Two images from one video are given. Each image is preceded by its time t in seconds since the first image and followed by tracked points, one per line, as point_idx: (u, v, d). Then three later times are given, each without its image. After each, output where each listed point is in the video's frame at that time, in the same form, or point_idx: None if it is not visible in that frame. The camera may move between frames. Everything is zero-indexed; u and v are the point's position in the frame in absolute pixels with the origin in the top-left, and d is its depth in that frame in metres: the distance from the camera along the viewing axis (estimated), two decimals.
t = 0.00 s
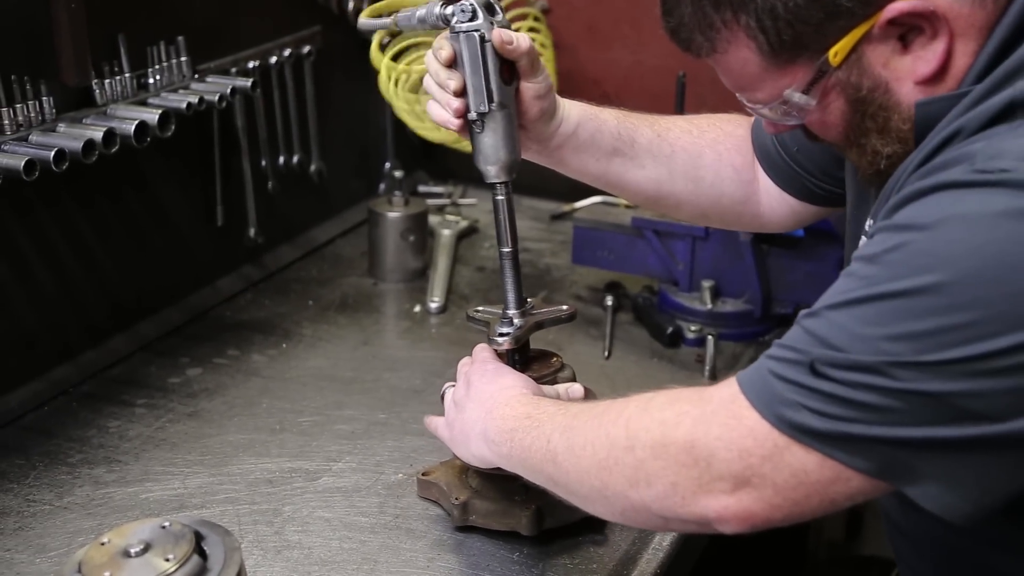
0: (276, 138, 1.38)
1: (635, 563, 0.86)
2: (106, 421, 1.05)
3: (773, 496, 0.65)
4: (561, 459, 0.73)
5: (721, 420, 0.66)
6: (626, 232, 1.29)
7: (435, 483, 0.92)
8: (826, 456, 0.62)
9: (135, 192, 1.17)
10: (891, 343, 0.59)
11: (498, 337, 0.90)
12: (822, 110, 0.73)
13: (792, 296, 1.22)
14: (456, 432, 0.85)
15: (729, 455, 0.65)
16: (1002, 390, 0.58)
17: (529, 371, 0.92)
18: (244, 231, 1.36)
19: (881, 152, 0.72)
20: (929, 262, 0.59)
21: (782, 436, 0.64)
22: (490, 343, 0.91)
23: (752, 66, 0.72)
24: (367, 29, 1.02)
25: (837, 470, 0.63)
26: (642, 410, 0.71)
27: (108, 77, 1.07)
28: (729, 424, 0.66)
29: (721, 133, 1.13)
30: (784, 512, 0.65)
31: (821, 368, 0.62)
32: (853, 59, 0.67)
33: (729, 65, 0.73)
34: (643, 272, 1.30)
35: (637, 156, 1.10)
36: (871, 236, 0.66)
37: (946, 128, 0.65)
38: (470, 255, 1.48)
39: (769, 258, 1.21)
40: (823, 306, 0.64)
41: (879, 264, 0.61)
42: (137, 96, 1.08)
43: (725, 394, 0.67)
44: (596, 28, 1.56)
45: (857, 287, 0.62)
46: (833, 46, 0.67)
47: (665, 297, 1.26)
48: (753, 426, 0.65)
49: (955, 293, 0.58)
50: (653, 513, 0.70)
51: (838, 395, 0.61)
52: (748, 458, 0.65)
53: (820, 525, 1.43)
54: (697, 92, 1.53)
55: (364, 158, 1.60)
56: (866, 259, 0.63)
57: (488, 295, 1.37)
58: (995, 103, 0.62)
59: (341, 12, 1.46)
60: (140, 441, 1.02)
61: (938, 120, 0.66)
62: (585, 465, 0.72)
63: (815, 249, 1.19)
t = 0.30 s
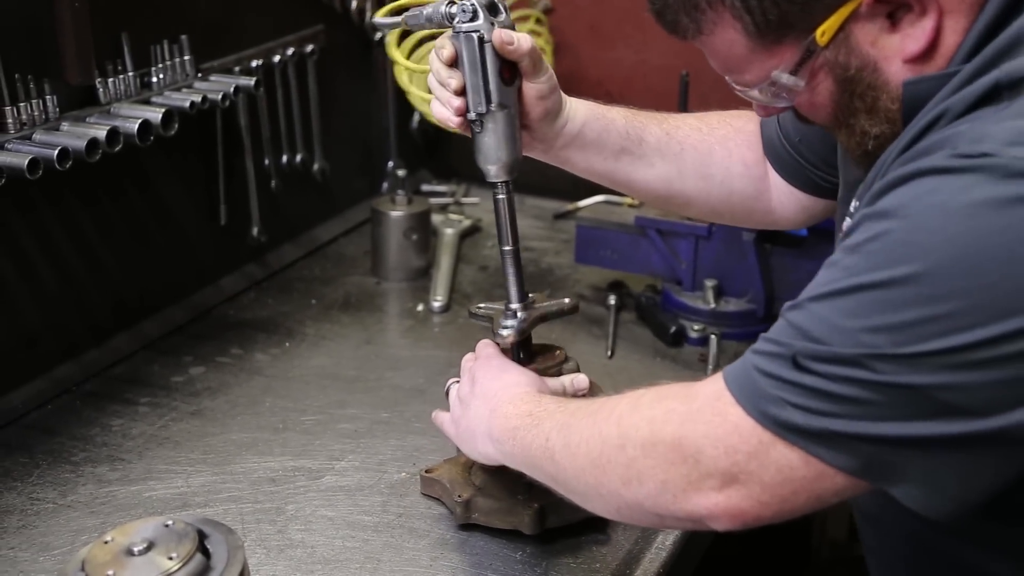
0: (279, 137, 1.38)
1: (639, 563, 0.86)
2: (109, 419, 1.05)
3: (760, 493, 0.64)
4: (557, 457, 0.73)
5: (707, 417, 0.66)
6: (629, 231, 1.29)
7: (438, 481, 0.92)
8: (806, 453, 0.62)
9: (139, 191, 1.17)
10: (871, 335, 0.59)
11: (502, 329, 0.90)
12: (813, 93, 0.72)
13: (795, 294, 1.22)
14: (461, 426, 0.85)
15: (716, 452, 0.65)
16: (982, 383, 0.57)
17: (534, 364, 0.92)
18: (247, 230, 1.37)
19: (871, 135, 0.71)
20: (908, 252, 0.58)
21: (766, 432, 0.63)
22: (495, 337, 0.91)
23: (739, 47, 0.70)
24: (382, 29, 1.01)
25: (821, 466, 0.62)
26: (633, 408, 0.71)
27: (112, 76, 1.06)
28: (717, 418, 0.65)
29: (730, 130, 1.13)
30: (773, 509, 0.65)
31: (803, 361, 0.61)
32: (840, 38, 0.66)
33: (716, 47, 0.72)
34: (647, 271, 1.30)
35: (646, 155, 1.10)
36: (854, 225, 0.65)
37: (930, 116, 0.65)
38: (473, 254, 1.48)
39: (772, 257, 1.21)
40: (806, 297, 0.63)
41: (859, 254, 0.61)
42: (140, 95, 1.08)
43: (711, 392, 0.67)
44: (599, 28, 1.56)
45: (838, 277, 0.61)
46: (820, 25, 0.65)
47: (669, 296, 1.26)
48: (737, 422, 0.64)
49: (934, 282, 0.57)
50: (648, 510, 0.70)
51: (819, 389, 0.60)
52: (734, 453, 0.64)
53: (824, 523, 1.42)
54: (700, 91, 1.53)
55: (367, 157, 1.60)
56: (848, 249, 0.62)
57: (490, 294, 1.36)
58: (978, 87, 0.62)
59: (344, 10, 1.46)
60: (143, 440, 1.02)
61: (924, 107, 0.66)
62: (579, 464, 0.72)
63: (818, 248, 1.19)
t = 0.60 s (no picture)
0: (283, 134, 1.38)
1: (642, 561, 0.86)
2: (113, 417, 1.06)
3: (744, 491, 0.64)
4: (546, 449, 0.73)
5: (689, 413, 0.65)
6: (634, 230, 1.29)
7: (441, 483, 0.92)
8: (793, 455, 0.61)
9: (143, 188, 1.17)
10: (856, 330, 0.57)
11: (503, 314, 0.88)
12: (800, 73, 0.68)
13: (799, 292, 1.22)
14: (456, 416, 0.85)
15: (698, 449, 0.64)
16: (968, 380, 0.56)
17: (534, 353, 0.92)
18: (252, 228, 1.37)
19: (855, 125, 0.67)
20: (893, 245, 0.56)
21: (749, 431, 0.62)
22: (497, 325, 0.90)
23: (729, 20, 0.69)
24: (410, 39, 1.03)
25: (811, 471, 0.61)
26: (617, 401, 0.70)
27: (116, 74, 1.07)
28: (702, 413, 0.64)
29: (747, 130, 1.11)
30: (756, 505, 0.64)
31: (788, 356, 0.60)
32: (830, 16, 0.62)
33: (708, 20, 0.71)
34: (650, 269, 1.30)
35: (662, 157, 1.09)
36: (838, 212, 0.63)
37: (918, 100, 0.63)
38: (476, 253, 1.48)
39: (776, 256, 1.21)
40: (792, 289, 0.62)
41: (843, 245, 0.59)
42: (145, 93, 1.08)
43: (693, 388, 0.66)
44: (604, 26, 1.56)
45: (822, 269, 0.60)
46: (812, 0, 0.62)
47: (674, 295, 1.25)
48: (720, 419, 0.63)
49: (920, 277, 0.55)
50: (633, 504, 0.69)
51: (805, 385, 0.59)
52: (718, 450, 0.63)
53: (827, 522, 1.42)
54: (704, 90, 1.53)
55: (371, 156, 1.60)
56: (831, 239, 0.61)
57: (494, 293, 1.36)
58: (971, 71, 0.60)
59: (348, 9, 1.46)
60: (148, 438, 1.02)
61: (914, 92, 0.63)
62: (567, 456, 0.72)
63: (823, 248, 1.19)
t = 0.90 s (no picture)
0: (286, 133, 1.38)
1: (646, 559, 0.86)
2: (116, 416, 1.06)
3: (759, 466, 0.62)
4: (568, 444, 0.73)
5: (700, 391, 0.63)
6: (636, 229, 1.29)
7: (444, 482, 0.92)
8: (797, 430, 0.60)
9: (146, 187, 1.17)
10: (872, 296, 0.56)
11: (516, 316, 0.88)
12: None
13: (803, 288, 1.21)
14: (479, 426, 0.84)
15: (711, 426, 0.63)
16: (982, 352, 0.55)
17: (541, 354, 0.91)
18: (254, 227, 1.37)
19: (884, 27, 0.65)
20: (911, 208, 0.55)
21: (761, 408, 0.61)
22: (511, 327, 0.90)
23: None
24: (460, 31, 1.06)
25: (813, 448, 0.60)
26: (629, 386, 0.70)
27: (120, 73, 1.07)
28: (713, 392, 0.63)
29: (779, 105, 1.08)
30: (772, 480, 0.62)
31: (803, 325, 0.58)
32: None
33: None
34: (653, 269, 1.30)
35: (694, 131, 1.08)
36: (851, 173, 0.62)
37: (939, 58, 0.61)
38: (479, 252, 1.48)
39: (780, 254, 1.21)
40: (807, 253, 0.60)
41: (859, 207, 0.58)
42: (148, 91, 1.08)
43: (701, 369, 0.64)
44: (607, 26, 1.56)
45: (837, 234, 0.58)
46: None
47: (675, 294, 1.26)
48: (733, 395, 0.62)
49: (938, 243, 0.54)
50: (655, 489, 0.68)
51: (818, 355, 0.58)
52: (731, 427, 0.62)
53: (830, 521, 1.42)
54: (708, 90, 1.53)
55: (374, 154, 1.60)
56: (846, 201, 0.59)
57: (497, 292, 1.36)
58: (1001, 26, 0.58)
59: (350, 7, 1.46)
60: (151, 436, 1.02)
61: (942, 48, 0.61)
62: (587, 444, 0.71)
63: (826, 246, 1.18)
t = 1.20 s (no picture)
0: (288, 130, 1.38)
1: (648, 556, 0.86)
2: (118, 412, 1.06)
3: (760, 439, 0.58)
4: (576, 430, 0.69)
5: (700, 362, 0.59)
6: (640, 226, 1.29)
7: (446, 478, 0.92)
8: (792, 399, 0.56)
9: (147, 183, 1.17)
10: (875, 264, 0.52)
11: (518, 313, 0.88)
12: None
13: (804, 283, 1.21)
14: (490, 426, 0.81)
15: (712, 398, 0.58)
16: (984, 326, 0.52)
17: (546, 350, 0.91)
18: (256, 224, 1.37)
19: None
20: (917, 170, 0.51)
21: (761, 377, 0.57)
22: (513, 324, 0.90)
23: None
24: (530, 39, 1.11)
25: (809, 419, 0.56)
26: (635, 363, 0.66)
27: (122, 69, 1.07)
28: (712, 363, 0.59)
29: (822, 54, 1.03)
30: (776, 454, 0.58)
31: (802, 294, 0.55)
32: None
33: None
34: (656, 267, 1.29)
35: (733, 78, 1.06)
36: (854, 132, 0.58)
37: (955, 14, 0.57)
38: (481, 249, 1.47)
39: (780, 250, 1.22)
40: (807, 217, 0.56)
41: (864, 170, 0.54)
42: (150, 88, 1.08)
43: (702, 341, 0.60)
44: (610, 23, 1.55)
45: (839, 196, 0.55)
46: None
47: (678, 292, 1.25)
48: (732, 365, 0.58)
49: (944, 208, 0.50)
50: (660, 467, 0.64)
51: (817, 326, 0.54)
52: (731, 398, 0.58)
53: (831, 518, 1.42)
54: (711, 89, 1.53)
55: (376, 151, 1.60)
56: (850, 162, 0.55)
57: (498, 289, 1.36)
58: None
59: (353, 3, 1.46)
60: (153, 433, 1.02)
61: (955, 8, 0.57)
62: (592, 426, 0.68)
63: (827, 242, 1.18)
